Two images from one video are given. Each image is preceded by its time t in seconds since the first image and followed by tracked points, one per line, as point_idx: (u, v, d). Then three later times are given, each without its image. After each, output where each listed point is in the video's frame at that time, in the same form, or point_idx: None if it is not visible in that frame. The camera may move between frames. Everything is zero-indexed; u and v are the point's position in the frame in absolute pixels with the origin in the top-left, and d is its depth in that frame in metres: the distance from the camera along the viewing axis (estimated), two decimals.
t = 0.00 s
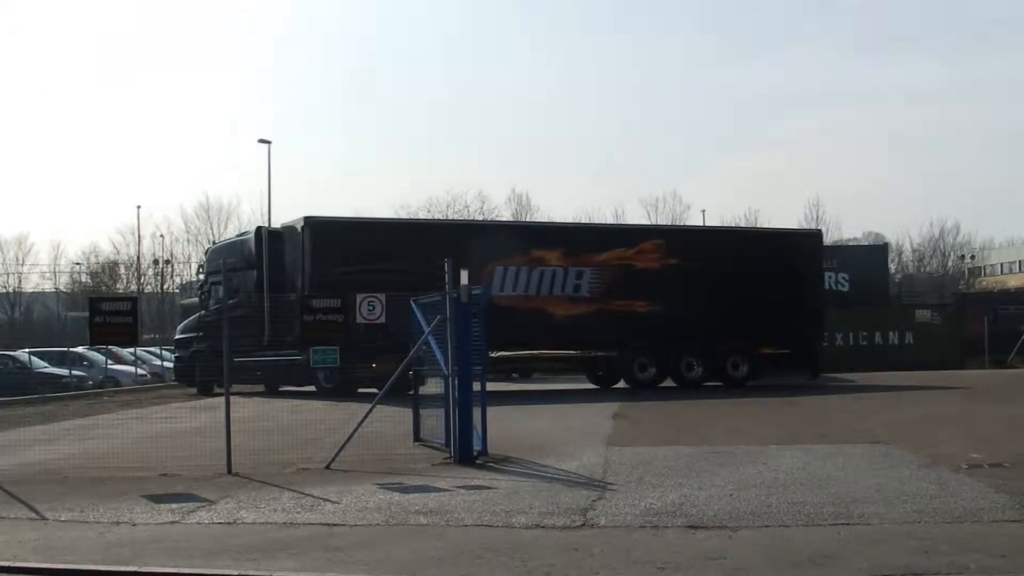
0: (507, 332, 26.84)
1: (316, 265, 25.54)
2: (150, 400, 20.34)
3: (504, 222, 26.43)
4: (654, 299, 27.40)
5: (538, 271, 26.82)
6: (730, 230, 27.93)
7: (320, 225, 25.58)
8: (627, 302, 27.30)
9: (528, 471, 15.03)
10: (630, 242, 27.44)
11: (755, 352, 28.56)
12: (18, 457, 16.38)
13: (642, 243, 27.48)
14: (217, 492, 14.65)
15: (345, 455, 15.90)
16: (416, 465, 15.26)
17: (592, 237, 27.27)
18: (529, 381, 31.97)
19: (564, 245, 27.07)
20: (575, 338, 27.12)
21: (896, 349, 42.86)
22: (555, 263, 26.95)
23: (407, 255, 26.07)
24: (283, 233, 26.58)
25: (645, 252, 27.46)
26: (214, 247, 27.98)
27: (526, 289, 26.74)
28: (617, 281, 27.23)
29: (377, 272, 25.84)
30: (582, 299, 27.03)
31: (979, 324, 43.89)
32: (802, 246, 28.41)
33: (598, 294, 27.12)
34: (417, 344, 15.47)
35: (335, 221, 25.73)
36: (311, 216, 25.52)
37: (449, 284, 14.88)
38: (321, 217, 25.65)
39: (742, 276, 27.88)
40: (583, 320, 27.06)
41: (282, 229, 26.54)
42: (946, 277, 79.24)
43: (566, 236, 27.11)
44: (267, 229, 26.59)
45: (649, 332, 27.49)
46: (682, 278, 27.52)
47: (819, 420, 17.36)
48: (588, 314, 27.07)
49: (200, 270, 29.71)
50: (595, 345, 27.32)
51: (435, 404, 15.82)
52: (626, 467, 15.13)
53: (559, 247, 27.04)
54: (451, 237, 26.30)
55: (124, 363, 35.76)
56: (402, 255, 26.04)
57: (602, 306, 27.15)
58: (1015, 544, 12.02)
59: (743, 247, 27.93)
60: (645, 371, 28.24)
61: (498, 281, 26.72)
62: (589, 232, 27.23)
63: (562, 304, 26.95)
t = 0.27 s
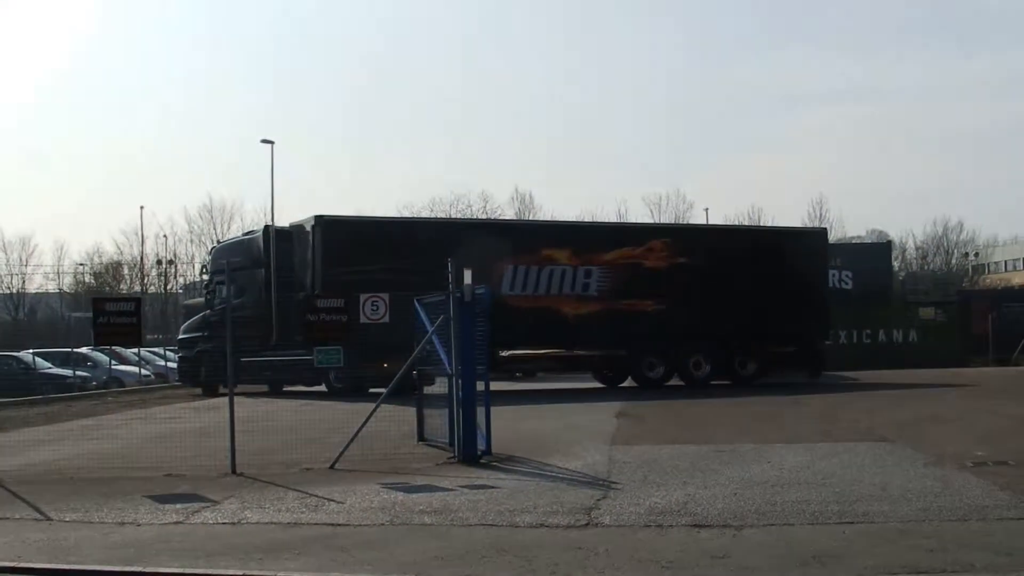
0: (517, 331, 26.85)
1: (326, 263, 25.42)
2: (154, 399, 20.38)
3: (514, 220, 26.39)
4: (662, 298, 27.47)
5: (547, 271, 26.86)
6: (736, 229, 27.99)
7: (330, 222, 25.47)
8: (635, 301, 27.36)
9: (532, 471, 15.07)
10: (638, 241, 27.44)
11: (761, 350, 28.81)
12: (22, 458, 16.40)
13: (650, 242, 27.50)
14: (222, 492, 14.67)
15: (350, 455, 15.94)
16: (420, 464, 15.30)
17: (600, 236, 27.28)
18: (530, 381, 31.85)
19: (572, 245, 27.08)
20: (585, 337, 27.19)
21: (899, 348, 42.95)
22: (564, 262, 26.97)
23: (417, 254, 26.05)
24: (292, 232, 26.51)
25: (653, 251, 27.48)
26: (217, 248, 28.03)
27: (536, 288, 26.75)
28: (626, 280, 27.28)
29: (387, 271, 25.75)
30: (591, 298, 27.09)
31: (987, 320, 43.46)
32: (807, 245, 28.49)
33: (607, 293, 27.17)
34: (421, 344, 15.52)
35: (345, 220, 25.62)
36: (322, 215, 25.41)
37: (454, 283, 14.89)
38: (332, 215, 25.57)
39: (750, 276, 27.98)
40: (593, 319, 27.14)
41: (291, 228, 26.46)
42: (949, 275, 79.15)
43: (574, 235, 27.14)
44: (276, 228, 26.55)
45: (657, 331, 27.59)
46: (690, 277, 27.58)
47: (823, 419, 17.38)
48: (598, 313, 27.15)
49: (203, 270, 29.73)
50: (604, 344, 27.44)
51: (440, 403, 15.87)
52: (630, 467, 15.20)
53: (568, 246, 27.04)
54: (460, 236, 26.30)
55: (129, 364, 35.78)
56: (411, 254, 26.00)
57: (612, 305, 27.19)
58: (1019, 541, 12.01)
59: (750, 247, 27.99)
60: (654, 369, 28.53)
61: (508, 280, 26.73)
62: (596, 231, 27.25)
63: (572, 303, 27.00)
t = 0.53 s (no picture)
0: (527, 331, 26.88)
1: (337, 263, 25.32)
2: (158, 400, 20.40)
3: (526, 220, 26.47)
4: (671, 297, 27.59)
5: (557, 269, 26.93)
6: (743, 228, 28.22)
7: (341, 223, 25.39)
8: (645, 299, 27.47)
9: (535, 470, 15.11)
10: (648, 239, 27.57)
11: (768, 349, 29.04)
12: (27, 459, 16.41)
13: (659, 241, 27.63)
14: (226, 493, 14.71)
15: (353, 455, 15.99)
16: (424, 464, 15.34)
17: (610, 235, 27.38)
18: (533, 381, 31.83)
19: (583, 244, 27.17)
20: (595, 336, 27.28)
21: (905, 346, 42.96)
22: (575, 261, 27.07)
23: (427, 254, 26.09)
24: (300, 230, 26.31)
25: (661, 250, 27.62)
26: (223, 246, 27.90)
27: (547, 288, 26.80)
28: (635, 279, 27.38)
29: (397, 271, 25.73)
30: (601, 297, 27.18)
31: (988, 319, 43.52)
32: (812, 243, 28.79)
33: (617, 292, 27.27)
34: (426, 344, 15.52)
35: (356, 220, 25.59)
36: (334, 215, 25.31)
37: (458, 284, 14.90)
38: (344, 214, 25.51)
39: (758, 275, 28.20)
40: (603, 318, 27.22)
41: (299, 227, 26.30)
42: (953, 273, 79.10)
43: (584, 234, 27.23)
44: (283, 226, 26.38)
45: (667, 329, 27.70)
46: (698, 275, 27.73)
47: (827, 418, 17.41)
48: (608, 311, 27.24)
49: (207, 271, 29.74)
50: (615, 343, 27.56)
51: (443, 403, 15.93)
52: (634, 466, 15.23)
53: (578, 245, 27.15)
54: (471, 236, 26.37)
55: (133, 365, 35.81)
56: (422, 254, 26.04)
57: (622, 304, 27.29)
58: None
59: (756, 245, 28.25)
60: (663, 368, 28.64)
61: (520, 280, 26.67)
62: (606, 229, 27.36)
63: (582, 303, 27.08)
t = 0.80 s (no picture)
0: (535, 331, 26.91)
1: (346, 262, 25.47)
2: (160, 400, 20.41)
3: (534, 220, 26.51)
4: (678, 297, 27.67)
5: (566, 270, 26.95)
6: (749, 229, 28.44)
7: (350, 222, 25.55)
8: (652, 300, 27.54)
9: (537, 470, 15.11)
10: (655, 240, 27.66)
11: (774, 349, 29.28)
12: (29, 459, 16.41)
13: (667, 241, 27.72)
14: (228, 493, 14.71)
15: (355, 455, 16.00)
16: (426, 464, 15.35)
17: (618, 235, 27.46)
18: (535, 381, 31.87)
19: (591, 244, 27.21)
20: (603, 336, 27.31)
21: (906, 347, 43.04)
22: (583, 261, 27.12)
23: (438, 254, 26.20)
24: (307, 231, 26.57)
25: (669, 250, 27.71)
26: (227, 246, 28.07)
27: (556, 288, 26.81)
28: (643, 279, 27.45)
29: (406, 271, 25.85)
30: (609, 298, 27.22)
31: (990, 319, 43.54)
32: (816, 244, 29.11)
33: (625, 292, 27.33)
34: (427, 344, 15.56)
35: (366, 220, 25.72)
36: (344, 214, 25.51)
37: (461, 284, 14.91)
38: (355, 214, 25.67)
39: (762, 275, 28.45)
40: (612, 319, 27.24)
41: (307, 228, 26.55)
42: (955, 274, 79.09)
43: (592, 234, 27.29)
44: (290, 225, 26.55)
45: (674, 330, 27.77)
46: (705, 276, 27.86)
47: (829, 418, 17.41)
48: (616, 312, 27.27)
49: (209, 271, 29.71)
50: (623, 343, 27.60)
51: (446, 404, 15.94)
52: (637, 468, 15.23)
53: (586, 245, 27.19)
54: (479, 236, 26.44)
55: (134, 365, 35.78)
56: (431, 254, 26.15)
57: (630, 304, 27.34)
58: None
59: (762, 246, 28.50)
60: (670, 369, 28.69)
61: (528, 280, 26.73)
62: (614, 230, 27.43)
63: (591, 303, 27.11)
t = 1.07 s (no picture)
0: (542, 331, 26.98)
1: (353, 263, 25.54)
2: (162, 402, 20.43)
3: (538, 218, 26.53)
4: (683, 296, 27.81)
5: (572, 269, 27.10)
6: (754, 227, 28.55)
7: (358, 223, 25.55)
8: (657, 299, 27.68)
9: (539, 470, 15.13)
10: (661, 240, 27.83)
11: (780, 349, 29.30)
12: (32, 462, 16.42)
13: (672, 241, 27.88)
14: (231, 494, 14.74)
15: (358, 456, 16.03)
16: (428, 465, 15.37)
17: (624, 235, 27.61)
18: (537, 382, 31.88)
19: (598, 244, 27.37)
20: (609, 336, 27.45)
21: (908, 345, 42.77)
22: (590, 261, 27.28)
23: (445, 254, 26.15)
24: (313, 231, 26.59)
25: (674, 250, 27.86)
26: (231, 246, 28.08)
27: (563, 288, 26.96)
28: (648, 279, 27.61)
29: (412, 272, 25.80)
30: (615, 297, 27.37)
31: (992, 317, 43.97)
32: (820, 242, 29.22)
33: (631, 292, 27.49)
34: (429, 345, 15.58)
35: (374, 219, 25.73)
36: (352, 215, 25.52)
37: (463, 284, 14.90)
38: (363, 214, 25.68)
39: (767, 273, 28.57)
40: (618, 318, 27.39)
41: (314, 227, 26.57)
42: (956, 272, 79.01)
43: (599, 234, 27.44)
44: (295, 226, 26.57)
45: (680, 329, 27.90)
46: (710, 275, 28.01)
47: (831, 417, 17.44)
48: (622, 311, 27.43)
49: (211, 273, 29.72)
50: (629, 343, 27.73)
51: (448, 404, 15.95)
52: (639, 466, 15.25)
53: (593, 245, 27.35)
54: (485, 237, 26.51)
55: (136, 368, 35.79)
56: (439, 254, 26.11)
57: (636, 304, 27.51)
58: None
59: (767, 245, 28.61)
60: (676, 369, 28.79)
61: (535, 280, 26.85)
62: (620, 230, 27.60)
63: (597, 303, 27.29)
